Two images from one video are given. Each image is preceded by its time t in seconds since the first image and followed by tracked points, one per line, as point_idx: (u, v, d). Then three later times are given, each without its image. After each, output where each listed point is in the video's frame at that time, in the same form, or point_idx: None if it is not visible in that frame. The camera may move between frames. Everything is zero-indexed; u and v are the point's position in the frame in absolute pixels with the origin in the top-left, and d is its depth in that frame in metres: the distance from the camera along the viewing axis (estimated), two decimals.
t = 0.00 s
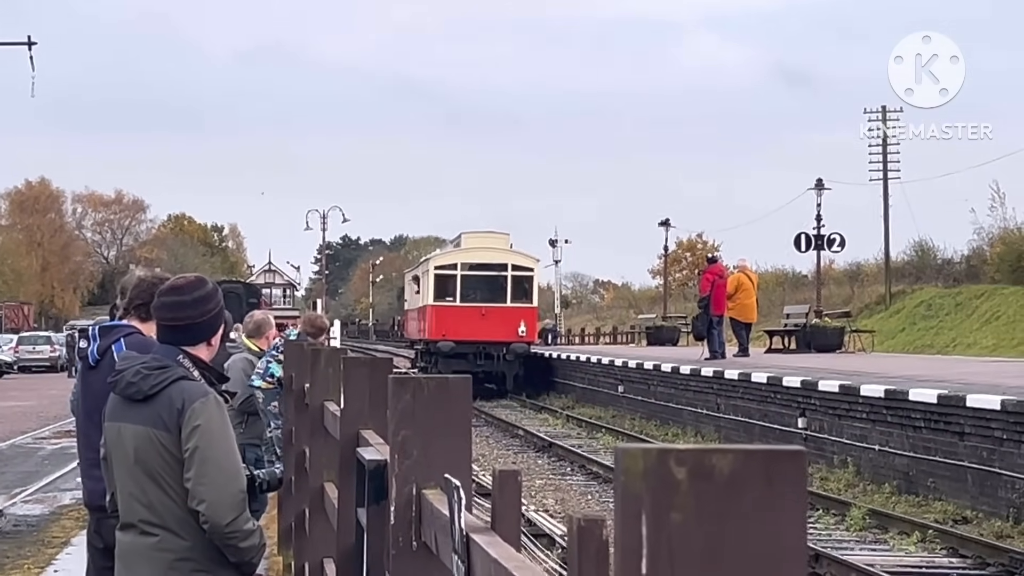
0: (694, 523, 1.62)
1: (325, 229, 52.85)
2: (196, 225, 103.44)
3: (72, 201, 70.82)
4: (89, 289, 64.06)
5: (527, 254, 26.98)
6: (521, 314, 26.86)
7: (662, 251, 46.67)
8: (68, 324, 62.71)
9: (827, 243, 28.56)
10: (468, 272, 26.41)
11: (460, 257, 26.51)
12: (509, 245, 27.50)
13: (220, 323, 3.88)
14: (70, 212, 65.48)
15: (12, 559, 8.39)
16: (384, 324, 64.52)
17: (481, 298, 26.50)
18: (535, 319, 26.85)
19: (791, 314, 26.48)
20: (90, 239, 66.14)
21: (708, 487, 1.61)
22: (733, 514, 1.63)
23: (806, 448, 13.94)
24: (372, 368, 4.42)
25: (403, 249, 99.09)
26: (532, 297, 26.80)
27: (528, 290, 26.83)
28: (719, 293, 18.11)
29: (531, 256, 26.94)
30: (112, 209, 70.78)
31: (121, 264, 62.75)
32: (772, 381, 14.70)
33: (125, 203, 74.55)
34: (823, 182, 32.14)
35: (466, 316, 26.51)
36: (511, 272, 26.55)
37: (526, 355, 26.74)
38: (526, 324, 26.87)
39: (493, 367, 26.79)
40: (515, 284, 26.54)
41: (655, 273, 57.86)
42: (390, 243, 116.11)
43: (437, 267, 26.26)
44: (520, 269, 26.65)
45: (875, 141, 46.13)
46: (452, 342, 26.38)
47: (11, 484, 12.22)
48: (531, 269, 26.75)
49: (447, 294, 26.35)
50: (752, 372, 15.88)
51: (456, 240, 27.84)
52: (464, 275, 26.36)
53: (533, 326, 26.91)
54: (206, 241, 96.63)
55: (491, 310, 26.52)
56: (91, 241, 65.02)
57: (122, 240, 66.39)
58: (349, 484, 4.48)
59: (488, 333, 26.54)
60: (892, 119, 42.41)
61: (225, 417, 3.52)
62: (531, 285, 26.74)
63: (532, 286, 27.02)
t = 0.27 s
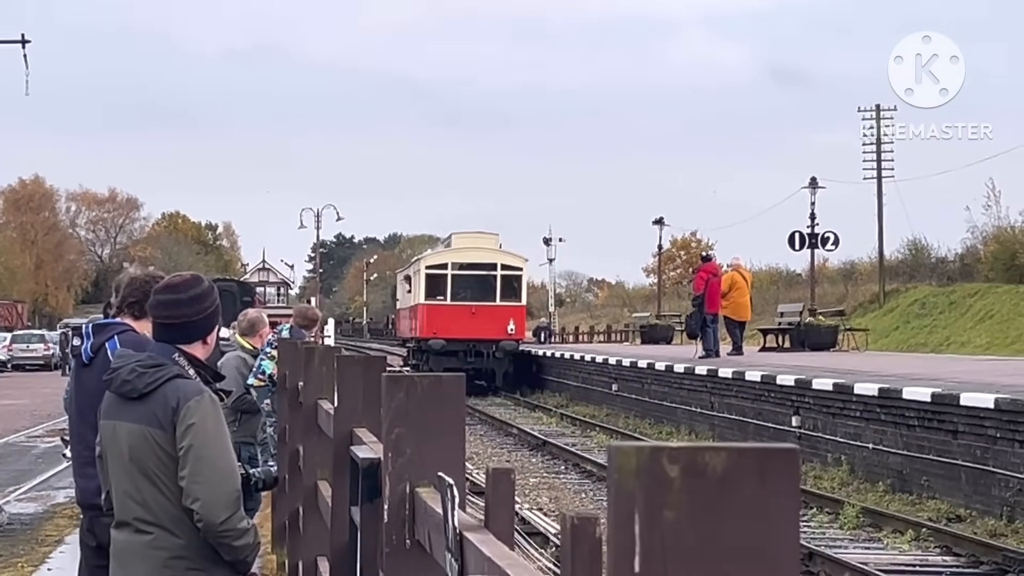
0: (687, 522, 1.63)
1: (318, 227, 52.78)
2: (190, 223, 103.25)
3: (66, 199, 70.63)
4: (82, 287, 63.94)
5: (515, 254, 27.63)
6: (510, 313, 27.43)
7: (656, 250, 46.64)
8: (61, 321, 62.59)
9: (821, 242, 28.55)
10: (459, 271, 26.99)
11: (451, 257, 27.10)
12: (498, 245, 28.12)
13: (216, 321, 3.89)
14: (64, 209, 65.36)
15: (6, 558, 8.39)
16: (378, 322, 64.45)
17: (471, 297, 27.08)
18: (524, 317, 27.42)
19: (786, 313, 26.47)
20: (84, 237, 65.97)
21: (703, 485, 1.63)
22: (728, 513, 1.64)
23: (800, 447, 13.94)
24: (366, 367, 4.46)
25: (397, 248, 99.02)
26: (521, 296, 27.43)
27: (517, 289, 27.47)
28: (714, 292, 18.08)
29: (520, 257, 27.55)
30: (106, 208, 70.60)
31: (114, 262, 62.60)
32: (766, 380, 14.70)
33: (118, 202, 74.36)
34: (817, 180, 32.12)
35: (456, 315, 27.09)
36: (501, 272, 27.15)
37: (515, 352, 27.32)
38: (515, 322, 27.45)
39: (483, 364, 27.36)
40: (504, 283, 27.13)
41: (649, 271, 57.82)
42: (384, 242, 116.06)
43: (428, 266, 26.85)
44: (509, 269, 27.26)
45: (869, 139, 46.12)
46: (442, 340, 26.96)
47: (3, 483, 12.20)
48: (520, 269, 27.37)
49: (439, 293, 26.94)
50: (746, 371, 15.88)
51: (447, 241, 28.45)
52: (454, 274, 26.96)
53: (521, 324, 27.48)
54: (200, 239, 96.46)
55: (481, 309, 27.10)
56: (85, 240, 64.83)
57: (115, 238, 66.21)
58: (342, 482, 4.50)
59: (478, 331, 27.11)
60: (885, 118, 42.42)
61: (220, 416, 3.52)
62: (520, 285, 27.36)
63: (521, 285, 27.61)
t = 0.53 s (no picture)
0: (683, 522, 1.64)
1: (312, 227, 52.69)
2: (184, 223, 103.15)
3: (60, 198, 70.49)
4: (76, 286, 63.79)
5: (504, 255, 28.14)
6: (498, 312, 27.91)
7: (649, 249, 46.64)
8: (54, 320, 62.42)
9: (815, 242, 28.65)
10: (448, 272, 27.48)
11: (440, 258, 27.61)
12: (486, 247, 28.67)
13: (211, 322, 3.88)
14: (57, 208, 65.21)
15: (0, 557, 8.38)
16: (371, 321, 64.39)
17: (460, 297, 27.55)
18: (512, 317, 27.90)
19: (780, 312, 26.48)
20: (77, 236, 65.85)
21: (695, 485, 1.63)
22: (722, 513, 1.65)
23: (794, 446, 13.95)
24: (360, 366, 4.50)
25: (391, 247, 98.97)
26: (510, 296, 27.92)
27: (505, 289, 27.96)
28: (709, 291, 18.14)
29: (507, 257, 28.09)
30: (99, 207, 70.50)
31: (107, 262, 62.48)
32: (759, 380, 14.71)
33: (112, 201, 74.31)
34: (811, 180, 32.11)
35: (446, 315, 27.56)
36: (489, 272, 27.67)
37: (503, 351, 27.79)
38: (503, 321, 27.93)
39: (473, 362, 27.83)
40: (492, 283, 27.64)
41: (642, 270, 57.77)
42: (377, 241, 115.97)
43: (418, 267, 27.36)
44: (497, 269, 27.79)
45: (862, 138, 46.08)
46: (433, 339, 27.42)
47: None
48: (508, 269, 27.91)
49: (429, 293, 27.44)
50: (740, 370, 15.88)
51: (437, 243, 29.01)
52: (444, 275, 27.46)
53: (510, 323, 27.96)
54: (193, 239, 96.32)
55: (470, 308, 27.58)
56: (79, 239, 64.71)
57: (109, 238, 66.10)
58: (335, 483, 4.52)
59: (467, 330, 27.58)
60: (879, 117, 42.40)
61: (214, 414, 3.52)
62: (508, 284, 27.88)
63: (509, 285, 28.11)
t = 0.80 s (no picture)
0: (675, 523, 1.63)
1: (305, 227, 52.58)
2: (177, 223, 103.01)
3: (53, 198, 70.38)
4: (69, 285, 63.63)
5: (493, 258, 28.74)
6: (487, 313, 28.46)
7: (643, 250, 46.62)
8: (47, 320, 62.29)
9: (808, 242, 28.69)
10: (437, 274, 28.11)
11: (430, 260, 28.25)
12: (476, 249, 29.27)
13: (204, 322, 3.88)
14: (50, 208, 65.10)
15: None
16: (364, 320, 64.33)
17: (449, 298, 28.14)
18: (501, 317, 28.45)
19: (774, 312, 26.39)
20: (71, 236, 65.72)
21: (688, 484, 1.63)
22: (713, 512, 1.65)
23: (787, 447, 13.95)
24: (352, 368, 4.51)
25: (384, 247, 98.93)
26: (498, 297, 28.47)
27: (494, 290, 28.52)
28: (702, 291, 18.08)
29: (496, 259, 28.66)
30: (93, 207, 70.38)
31: (100, 261, 62.36)
32: (753, 380, 14.71)
33: (105, 200, 74.21)
34: (805, 181, 32.10)
35: (436, 315, 28.13)
36: (478, 273, 28.25)
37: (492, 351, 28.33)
38: (492, 322, 28.48)
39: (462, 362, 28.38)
40: (481, 284, 28.23)
41: (635, 271, 57.76)
42: (371, 240, 115.89)
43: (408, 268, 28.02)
44: (486, 270, 28.36)
45: (855, 139, 46.08)
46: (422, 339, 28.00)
47: None
48: (496, 270, 28.47)
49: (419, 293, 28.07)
50: (733, 371, 15.88)
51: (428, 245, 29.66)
52: (433, 277, 28.11)
53: (499, 323, 28.50)
54: (187, 239, 96.19)
55: (459, 309, 28.16)
56: (72, 238, 64.57)
57: (102, 237, 65.95)
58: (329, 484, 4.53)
59: (457, 330, 28.14)
60: (872, 117, 42.40)
61: (207, 415, 3.52)
62: (497, 286, 28.45)
63: (498, 286, 28.67)
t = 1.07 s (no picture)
0: (665, 525, 1.63)
1: (298, 228, 52.49)
2: (172, 224, 102.90)
3: (46, 199, 70.24)
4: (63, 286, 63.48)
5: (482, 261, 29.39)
6: (476, 314, 29.10)
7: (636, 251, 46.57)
8: (40, 321, 62.13)
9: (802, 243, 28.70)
10: (428, 276, 28.72)
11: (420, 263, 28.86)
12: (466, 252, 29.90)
13: (197, 323, 3.90)
14: (44, 209, 64.96)
15: None
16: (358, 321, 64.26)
17: (439, 299, 28.78)
18: (490, 319, 29.09)
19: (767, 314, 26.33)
20: (64, 237, 65.60)
21: (680, 486, 1.63)
22: (705, 515, 1.65)
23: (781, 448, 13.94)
24: (345, 370, 4.54)
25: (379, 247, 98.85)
26: (487, 299, 29.09)
27: (483, 292, 29.16)
28: (696, 292, 18.06)
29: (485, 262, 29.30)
30: (87, 208, 70.25)
31: (94, 262, 62.25)
32: (747, 382, 14.71)
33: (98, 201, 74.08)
34: (799, 181, 32.08)
35: (426, 316, 28.75)
36: (468, 276, 28.87)
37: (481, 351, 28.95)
38: (481, 323, 29.10)
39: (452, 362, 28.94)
40: (470, 286, 28.88)
41: (629, 272, 57.73)
42: (365, 241, 115.79)
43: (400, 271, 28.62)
44: (476, 273, 29.01)
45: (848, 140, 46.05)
46: (413, 340, 28.60)
47: None
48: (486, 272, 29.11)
49: (410, 295, 28.69)
50: (728, 372, 15.88)
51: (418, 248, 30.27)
52: (424, 279, 28.73)
53: (488, 325, 29.14)
54: (181, 239, 96.07)
55: (449, 310, 28.80)
56: (66, 239, 64.45)
57: (96, 238, 65.82)
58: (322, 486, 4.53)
59: (447, 331, 28.77)
60: (865, 119, 42.37)
61: (200, 418, 3.55)
62: (486, 288, 29.09)
63: (487, 288, 29.27)
